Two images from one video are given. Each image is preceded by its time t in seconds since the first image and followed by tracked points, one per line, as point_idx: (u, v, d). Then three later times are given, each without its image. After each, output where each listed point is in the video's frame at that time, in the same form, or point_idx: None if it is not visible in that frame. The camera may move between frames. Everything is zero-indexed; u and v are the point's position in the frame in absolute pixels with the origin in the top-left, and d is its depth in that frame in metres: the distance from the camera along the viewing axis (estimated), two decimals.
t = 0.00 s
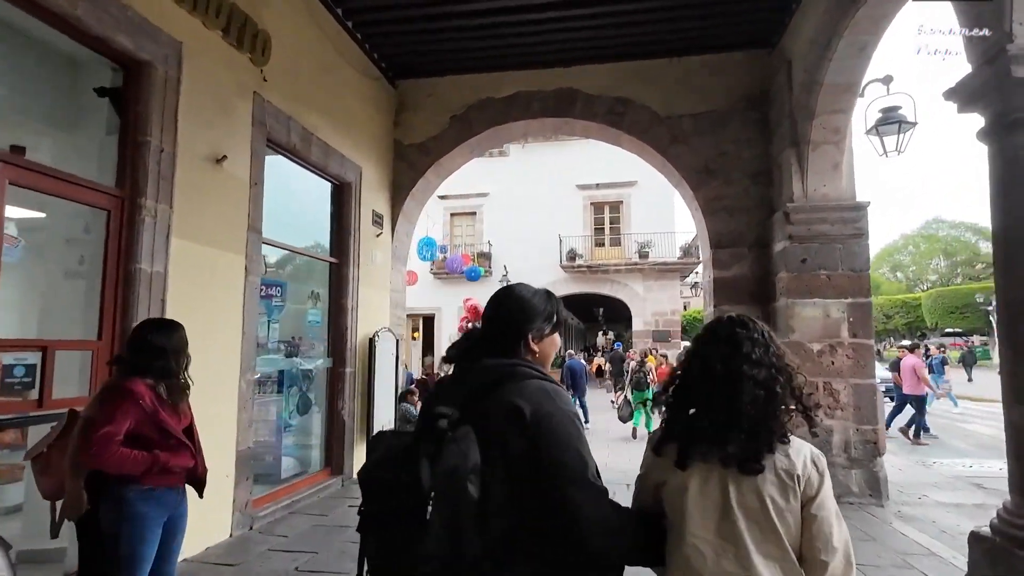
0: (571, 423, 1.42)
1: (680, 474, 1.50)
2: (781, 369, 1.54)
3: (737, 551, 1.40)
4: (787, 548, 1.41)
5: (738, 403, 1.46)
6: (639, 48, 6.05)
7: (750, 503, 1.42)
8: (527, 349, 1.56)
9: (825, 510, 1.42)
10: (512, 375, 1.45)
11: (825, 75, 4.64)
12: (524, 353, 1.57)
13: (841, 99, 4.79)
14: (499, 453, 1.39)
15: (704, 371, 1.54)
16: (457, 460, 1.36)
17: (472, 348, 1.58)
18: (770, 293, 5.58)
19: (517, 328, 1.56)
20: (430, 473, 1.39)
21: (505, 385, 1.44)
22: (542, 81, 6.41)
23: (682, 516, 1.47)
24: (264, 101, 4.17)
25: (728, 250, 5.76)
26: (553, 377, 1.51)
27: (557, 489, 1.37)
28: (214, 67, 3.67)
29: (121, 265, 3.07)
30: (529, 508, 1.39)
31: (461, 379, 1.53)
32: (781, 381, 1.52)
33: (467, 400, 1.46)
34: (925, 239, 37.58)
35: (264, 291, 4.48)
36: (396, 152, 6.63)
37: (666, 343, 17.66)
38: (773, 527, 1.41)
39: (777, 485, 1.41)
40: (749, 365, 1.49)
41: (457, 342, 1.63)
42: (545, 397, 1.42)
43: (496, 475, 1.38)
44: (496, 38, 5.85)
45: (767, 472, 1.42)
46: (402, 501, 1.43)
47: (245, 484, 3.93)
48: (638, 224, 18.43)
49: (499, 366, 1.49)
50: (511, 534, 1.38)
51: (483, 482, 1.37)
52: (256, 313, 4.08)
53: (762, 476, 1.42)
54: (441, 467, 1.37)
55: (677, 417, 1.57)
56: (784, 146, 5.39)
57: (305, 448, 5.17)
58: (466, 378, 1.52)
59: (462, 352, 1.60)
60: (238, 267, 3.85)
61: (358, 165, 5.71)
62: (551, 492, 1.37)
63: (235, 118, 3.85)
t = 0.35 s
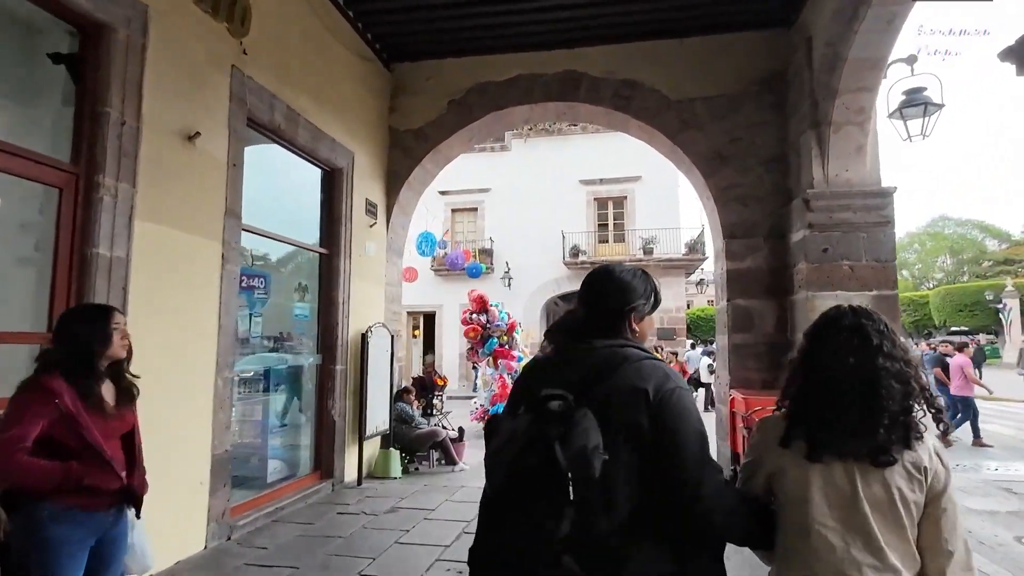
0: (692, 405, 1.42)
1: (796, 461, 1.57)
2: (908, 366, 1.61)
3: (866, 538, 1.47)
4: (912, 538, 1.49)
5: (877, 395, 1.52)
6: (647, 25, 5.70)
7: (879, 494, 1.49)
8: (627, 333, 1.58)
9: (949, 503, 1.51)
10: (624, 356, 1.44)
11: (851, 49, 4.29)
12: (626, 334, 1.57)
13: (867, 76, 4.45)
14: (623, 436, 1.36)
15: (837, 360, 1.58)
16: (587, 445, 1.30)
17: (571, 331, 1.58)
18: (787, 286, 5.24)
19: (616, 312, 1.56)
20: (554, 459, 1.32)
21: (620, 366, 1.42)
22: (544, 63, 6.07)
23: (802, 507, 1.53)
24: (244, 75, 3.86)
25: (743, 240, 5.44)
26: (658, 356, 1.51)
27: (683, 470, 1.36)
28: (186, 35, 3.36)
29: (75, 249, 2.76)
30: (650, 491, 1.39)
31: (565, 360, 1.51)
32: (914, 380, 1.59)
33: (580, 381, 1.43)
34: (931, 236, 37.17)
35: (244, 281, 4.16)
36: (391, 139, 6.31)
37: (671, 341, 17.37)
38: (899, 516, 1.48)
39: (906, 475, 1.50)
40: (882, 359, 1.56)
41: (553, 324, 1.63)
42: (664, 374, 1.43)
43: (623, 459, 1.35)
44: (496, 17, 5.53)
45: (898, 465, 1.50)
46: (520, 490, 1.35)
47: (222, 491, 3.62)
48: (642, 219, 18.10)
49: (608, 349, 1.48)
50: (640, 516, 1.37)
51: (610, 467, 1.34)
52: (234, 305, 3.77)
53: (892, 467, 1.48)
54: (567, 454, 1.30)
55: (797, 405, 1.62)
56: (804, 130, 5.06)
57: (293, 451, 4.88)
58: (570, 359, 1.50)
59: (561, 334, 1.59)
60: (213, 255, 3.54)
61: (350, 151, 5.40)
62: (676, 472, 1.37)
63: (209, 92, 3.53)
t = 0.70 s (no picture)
0: (746, 422, 1.50)
1: (871, 477, 1.49)
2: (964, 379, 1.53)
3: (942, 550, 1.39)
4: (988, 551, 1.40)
5: (939, 412, 1.45)
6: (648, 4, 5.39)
7: (949, 505, 1.41)
8: (680, 353, 1.60)
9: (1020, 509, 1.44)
10: (678, 375, 1.50)
11: (869, 23, 3.97)
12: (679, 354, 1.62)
13: (885, 53, 4.14)
14: (684, 451, 1.44)
15: (893, 377, 1.50)
16: (654, 464, 1.39)
17: (618, 354, 1.61)
18: (797, 279, 4.94)
19: (661, 332, 1.59)
20: (625, 480, 1.40)
21: (675, 386, 1.48)
22: (540, 44, 5.75)
23: (871, 519, 1.47)
24: (211, 48, 3.54)
25: (750, 231, 5.12)
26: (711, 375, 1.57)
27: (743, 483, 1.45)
28: None
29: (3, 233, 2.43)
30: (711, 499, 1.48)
31: (617, 383, 1.55)
32: (971, 388, 1.52)
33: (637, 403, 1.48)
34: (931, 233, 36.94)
35: (211, 272, 3.84)
36: (378, 125, 5.98)
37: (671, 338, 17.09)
38: (979, 530, 1.40)
39: (979, 488, 1.42)
40: (940, 374, 1.49)
41: (601, 350, 1.66)
42: (718, 393, 1.50)
43: (687, 473, 1.44)
44: None
45: (970, 477, 1.42)
46: (593, 513, 1.42)
47: (185, 502, 3.31)
48: (641, 214, 17.79)
49: (660, 368, 1.54)
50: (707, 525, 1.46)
51: (676, 481, 1.42)
52: (199, 298, 3.45)
53: (967, 479, 1.41)
54: (638, 472, 1.38)
55: (855, 423, 1.54)
56: (815, 113, 4.74)
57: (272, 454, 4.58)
58: (623, 381, 1.55)
59: (607, 357, 1.63)
60: (174, 244, 3.23)
61: (333, 136, 5.08)
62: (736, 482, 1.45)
63: (169, 64, 3.22)
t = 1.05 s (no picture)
0: (810, 417, 1.37)
1: (916, 459, 1.41)
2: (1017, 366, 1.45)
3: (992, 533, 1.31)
4: None
5: (988, 395, 1.37)
6: None
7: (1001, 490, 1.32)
8: (737, 342, 1.50)
9: None
10: (735, 365, 1.39)
11: None
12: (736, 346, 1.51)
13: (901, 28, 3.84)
14: (744, 444, 1.33)
15: (943, 364, 1.42)
16: (712, 455, 1.32)
17: (674, 340, 1.52)
18: (803, 273, 4.65)
19: (718, 318, 1.50)
20: (681, 466, 1.36)
21: (732, 375, 1.38)
22: (530, 24, 5.42)
23: (921, 504, 1.38)
24: (162, 14, 3.20)
25: (753, 222, 4.83)
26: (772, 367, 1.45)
27: (803, 482, 1.33)
28: None
29: None
30: (773, 494, 1.36)
31: (672, 370, 1.48)
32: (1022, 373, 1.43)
33: (692, 391, 1.40)
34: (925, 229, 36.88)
35: (166, 264, 3.51)
36: (359, 109, 5.64)
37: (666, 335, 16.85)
38: None
39: None
40: (992, 360, 1.40)
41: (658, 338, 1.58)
42: (777, 387, 1.38)
43: (745, 466, 1.33)
44: None
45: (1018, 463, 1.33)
46: (648, 498, 1.41)
47: (133, 518, 2.98)
48: (636, 209, 17.51)
49: (715, 358, 1.44)
50: (769, 524, 1.34)
51: (733, 474, 1.32)
52: (150, 292, 3.11)
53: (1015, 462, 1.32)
54: (693, 462, 1.33)
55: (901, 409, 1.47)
56: (823, 96, 4.45)
57: (240, 460, 4.25)
58: (678, 368, 1.47)
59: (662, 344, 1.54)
60: (117, 231, 2.88)
61: (308, 118, 4.74)
62: (799, 478, 1.33)
63: (112, 28, 2.87)
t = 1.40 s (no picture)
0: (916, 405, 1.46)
1: (1009, 440, 1.43)
2: None
3: None
4: None
5: None
6: None
7: None
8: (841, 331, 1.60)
9: None
10: (843, 354, 1.49)
11: None
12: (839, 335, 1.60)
13: None
14: (855, 431, 1.44)
15: None
16: (825, 444, 1.44)
17: (780, 331, 1.63)
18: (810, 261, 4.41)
19: (821, 308, 1.60)
20: (796, 453, 1.48)
21: (840, 365, 1.47)
22: None
23: (1012, 484, 1.40)
24: None
25: (756, 208, 4.58)
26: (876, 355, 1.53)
27: (908, 465, 1.42)
28: None
29: None
30: (883, 478, 1.46)
31: (778, 358, 1.58)
32: None
33: (800, 381, 1.51)
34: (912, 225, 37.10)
35: (114, 245, 3.21)
36: (339, 86, 5.29)
37: (657, 330, 16.69)
38: None
39: None
40: None
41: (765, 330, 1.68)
42: (886, 375, 1.47)
43: (854, 451, 1.43)
44: None
45: None
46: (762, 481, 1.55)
47: (77, 529, 2.65)
48: (627, 202, 17.27)
49: (824, 347, 1.53)
50: (876, 506, 1.45)
51: (844, 459, 1.43)
52: (97, 275, 2.78)
53: None
54: (806, 448, 1.46)
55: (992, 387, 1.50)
56: (833, 73, 4.19)
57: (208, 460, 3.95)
58: (783, 357, 1.58)
59: (765, 333, 1.66)
60: (55, 205, 2.55)
61: (282, 93, 4.40)
62: (909, 464, 1.41)
63: None
